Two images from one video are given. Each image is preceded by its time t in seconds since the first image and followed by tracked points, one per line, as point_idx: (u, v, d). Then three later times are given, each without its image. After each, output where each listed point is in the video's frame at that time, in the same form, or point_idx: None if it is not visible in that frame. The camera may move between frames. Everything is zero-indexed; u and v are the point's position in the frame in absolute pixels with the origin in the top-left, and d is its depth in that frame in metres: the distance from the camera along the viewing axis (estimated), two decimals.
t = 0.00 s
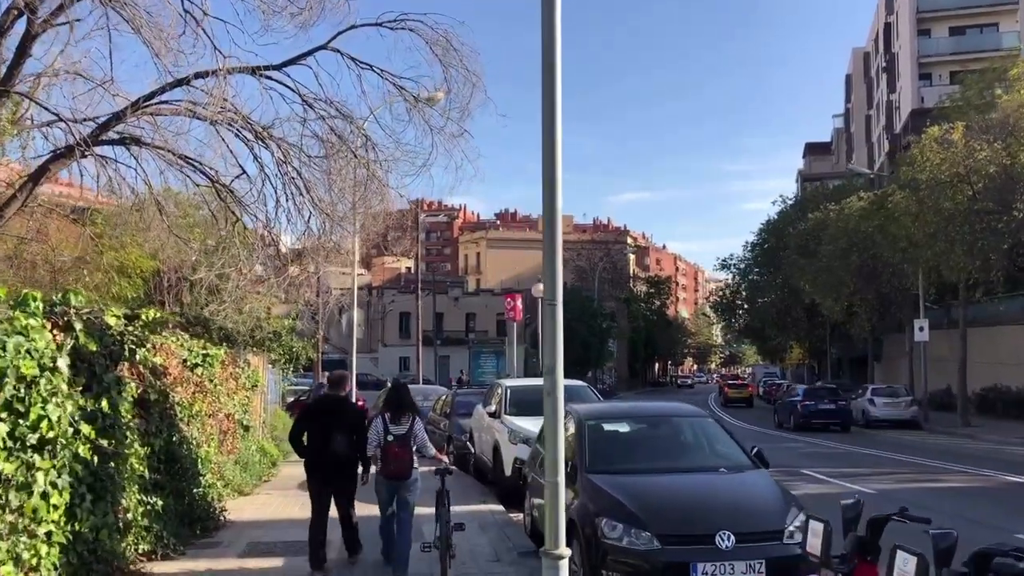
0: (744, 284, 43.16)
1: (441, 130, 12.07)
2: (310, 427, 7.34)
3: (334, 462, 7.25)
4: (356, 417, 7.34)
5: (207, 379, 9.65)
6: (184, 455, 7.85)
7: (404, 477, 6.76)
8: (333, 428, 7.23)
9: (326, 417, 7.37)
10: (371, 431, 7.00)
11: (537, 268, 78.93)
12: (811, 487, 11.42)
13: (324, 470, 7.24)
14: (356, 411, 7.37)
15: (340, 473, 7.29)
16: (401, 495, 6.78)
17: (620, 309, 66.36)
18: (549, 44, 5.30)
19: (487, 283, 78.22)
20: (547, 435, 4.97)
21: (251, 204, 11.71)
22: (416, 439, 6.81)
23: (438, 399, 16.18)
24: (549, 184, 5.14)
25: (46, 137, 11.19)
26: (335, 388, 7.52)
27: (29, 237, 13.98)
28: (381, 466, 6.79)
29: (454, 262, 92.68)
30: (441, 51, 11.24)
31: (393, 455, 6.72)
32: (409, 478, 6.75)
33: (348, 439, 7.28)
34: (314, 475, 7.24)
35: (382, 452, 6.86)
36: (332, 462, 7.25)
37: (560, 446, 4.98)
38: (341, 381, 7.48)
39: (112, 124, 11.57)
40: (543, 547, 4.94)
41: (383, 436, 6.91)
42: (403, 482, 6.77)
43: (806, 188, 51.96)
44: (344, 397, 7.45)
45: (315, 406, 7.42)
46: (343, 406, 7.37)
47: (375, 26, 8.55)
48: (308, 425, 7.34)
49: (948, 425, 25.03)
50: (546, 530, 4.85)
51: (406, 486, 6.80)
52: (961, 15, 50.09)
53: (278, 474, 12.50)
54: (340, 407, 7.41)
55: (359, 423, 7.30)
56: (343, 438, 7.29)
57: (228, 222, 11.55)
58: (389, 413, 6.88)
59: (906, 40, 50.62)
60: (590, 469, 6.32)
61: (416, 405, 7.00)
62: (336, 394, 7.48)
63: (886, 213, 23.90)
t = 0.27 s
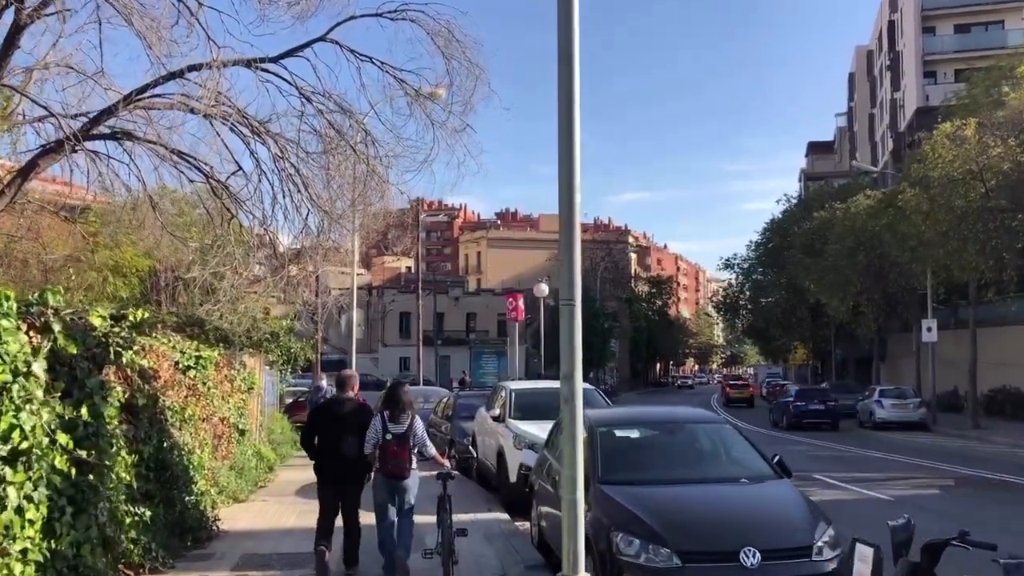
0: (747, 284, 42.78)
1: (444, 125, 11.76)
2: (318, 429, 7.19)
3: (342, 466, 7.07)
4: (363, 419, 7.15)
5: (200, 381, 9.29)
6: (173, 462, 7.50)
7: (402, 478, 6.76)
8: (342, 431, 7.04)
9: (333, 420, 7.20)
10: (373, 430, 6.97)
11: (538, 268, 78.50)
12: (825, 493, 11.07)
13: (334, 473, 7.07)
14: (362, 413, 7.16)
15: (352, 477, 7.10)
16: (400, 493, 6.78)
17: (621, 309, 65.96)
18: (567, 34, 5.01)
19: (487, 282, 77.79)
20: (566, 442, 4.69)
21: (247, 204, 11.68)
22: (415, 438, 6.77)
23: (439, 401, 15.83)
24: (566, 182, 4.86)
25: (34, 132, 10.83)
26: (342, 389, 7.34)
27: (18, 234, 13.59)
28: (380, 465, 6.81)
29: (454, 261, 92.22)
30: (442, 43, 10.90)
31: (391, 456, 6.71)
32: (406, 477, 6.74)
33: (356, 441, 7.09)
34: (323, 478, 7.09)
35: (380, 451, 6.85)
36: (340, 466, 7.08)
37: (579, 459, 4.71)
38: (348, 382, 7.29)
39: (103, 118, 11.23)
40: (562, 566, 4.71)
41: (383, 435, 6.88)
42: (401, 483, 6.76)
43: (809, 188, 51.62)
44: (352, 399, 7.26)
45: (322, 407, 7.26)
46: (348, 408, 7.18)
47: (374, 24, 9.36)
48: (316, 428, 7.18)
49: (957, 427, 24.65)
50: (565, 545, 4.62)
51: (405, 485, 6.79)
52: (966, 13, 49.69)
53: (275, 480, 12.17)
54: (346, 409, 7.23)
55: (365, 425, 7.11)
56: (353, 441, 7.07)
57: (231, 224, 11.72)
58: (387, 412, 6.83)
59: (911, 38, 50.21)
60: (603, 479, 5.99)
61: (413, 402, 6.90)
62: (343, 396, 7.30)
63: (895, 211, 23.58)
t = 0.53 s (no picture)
0: (750, 283, 42.50)
1: (449, 116, 11.44)
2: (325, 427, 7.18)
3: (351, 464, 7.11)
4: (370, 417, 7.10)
5: (198, 378, 9.00)
6: (167, 462, 7.23)
7: (410, 475, 6.62)
8: (350, 428, 7.00)
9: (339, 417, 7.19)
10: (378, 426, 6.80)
11: (539, 267, 78.21)
12: (840, 492, 10.79)
13: (341, 466, 7.10)
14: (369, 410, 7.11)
15: (359, 471, 7.13)
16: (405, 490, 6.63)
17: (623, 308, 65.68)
18: None
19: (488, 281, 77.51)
20: (592, 443, 4.38)
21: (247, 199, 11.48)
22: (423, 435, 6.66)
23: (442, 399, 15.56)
24: (593, 163, 4.47)
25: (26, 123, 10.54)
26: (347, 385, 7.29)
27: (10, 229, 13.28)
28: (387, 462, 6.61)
29: (454, 260, 91.93)
30: (447, 30, 10.59)
31: (399, 453, 6.56)
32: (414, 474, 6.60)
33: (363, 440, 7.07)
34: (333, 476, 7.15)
35: (387, 448, 6.68)
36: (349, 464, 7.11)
37: (607, 460, 4.38)
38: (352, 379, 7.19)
39: (99, 107, 10.92)
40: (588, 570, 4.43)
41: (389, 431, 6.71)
42: (408, 481, 6.62)
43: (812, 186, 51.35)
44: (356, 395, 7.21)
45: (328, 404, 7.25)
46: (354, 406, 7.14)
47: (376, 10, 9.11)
48: (323, 426, 7.18)
49: (965, 426, 24.39)
50: (591, 550, 4.34)
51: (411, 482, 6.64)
52: (969, 10, 49.43)
53: (275, 480, 11.88)
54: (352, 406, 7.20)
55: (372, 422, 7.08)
56: (359, 438, 7.06)
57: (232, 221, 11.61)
58: (396, 408, 6.66)
59: (914, 35, 49.94)
60: (621, 480, 5.69)
61: (420, 397, 6.75)
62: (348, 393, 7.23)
63: (903, 207, 23.31)
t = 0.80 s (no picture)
0: (754, 283, 42.09)
1: (451, 109, 11.05)
2: (322, 429, 6.99)
3: (352, 466, 6.94)
4: (372, 417, 7.00)
5: (189, 380, 8.60)
6: (157, 470, 6.87)
7: (418, 475, 6.81)
8: (347, 427, 6.90)
9: (336, 418, 7.03)
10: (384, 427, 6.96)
11: (540, 266, 77.85)
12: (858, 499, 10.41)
13: (338, 470, 6.92)
14: (370, 409, 7.02)
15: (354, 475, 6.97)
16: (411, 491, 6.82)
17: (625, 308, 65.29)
18: None
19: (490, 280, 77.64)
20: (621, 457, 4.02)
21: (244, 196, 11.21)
22: (430, 436, 6.89)
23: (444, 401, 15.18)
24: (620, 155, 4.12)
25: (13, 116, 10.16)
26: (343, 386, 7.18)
27: None
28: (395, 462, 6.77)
29: (455, 260, 91.47)
30: (451, 17, 10.19)
31: (408, 453, 6.74)
32: (422, 476, 6.80)
33: (363, 440, 6.94)
34: (333, 478, 6.92)
35: (395, 448, 6.84)
36: (350, 466, 6.94)
37: (638, 476, 4.03)
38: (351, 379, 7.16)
39: (89, 101, 10.53)
40: None
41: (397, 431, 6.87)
42: (416, 481, 6.80)
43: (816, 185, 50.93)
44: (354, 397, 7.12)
45: (325, 406, 7.09)
46: (354, 406, 7.03)
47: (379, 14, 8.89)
48: (321, 428, 6.99)
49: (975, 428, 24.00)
50: (621, 575, 3.98)
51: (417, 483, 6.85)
52: (975, 7, 49.04)
53: (272, 485, 11.53)
54: (349, 407, 7.06)
55: (373, 422, 7.00)
56: (357, 439, 6.94)
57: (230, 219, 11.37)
58: (404, 410, 6.85)
59: (920, 32, 49.55)
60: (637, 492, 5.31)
61: (431, 400, 6.98)
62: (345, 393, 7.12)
63: (912, 205, 22.93)
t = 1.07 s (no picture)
0: (756, 281, 41.82)
1: (452, 99, 10.76)
2: (322, 427, 6.93)
3: (351, 464, 6.90)
4: (373, 415, 6.93)
5: (182, 376, 8.30)
6: (144, 470, 6.60)
7: (421, 473, 6.69)
8: (346, 425, 6.86)
9: (335, 416, 6.95)
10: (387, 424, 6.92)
11: (540, 265, 77.57)
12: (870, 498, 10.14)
13: (337, 468, 6.86)
14: (371, 407, 6.94)
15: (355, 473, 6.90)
16: (414, 488, 6.68)
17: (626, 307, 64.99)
18: None
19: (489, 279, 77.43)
20: (648, 457, 3.72)
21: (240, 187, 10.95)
22: (432, 432, 6.77)
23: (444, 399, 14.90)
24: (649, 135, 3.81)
25: None
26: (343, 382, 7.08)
27: None
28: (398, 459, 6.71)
29: (455, 260, 91.16)
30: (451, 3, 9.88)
31: (407, 450, 6.64)
32: (424, 474, 6.67)
33: (364, 438, 6.88)
34: (331, 476, 6.89)
35: (397, 446, 6.77)
36: (349, 464, 6.90)
37: (665, 477, 3.73)
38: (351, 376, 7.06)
39: (79, 90, 10.21)
40: None
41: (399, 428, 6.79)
42: (419, 477, 6.67)
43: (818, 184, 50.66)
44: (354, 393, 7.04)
45: (324, 402, 6.99)
46: (355, 403, 6.95)
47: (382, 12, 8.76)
48: (321, 425, 6.92)
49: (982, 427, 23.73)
50: None
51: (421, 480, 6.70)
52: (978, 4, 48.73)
53: (269, 485, 11.24)
54: (349, 404, 6.97)
55: (373, 420, 6.93)
56: (357, 437, 6.88)
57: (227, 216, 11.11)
58: (407, 407, 6.77)
59: (922, 29, 49.24)
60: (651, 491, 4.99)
61: (434, 398, 6.86)
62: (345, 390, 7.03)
63: (918, 201, 22.67)
